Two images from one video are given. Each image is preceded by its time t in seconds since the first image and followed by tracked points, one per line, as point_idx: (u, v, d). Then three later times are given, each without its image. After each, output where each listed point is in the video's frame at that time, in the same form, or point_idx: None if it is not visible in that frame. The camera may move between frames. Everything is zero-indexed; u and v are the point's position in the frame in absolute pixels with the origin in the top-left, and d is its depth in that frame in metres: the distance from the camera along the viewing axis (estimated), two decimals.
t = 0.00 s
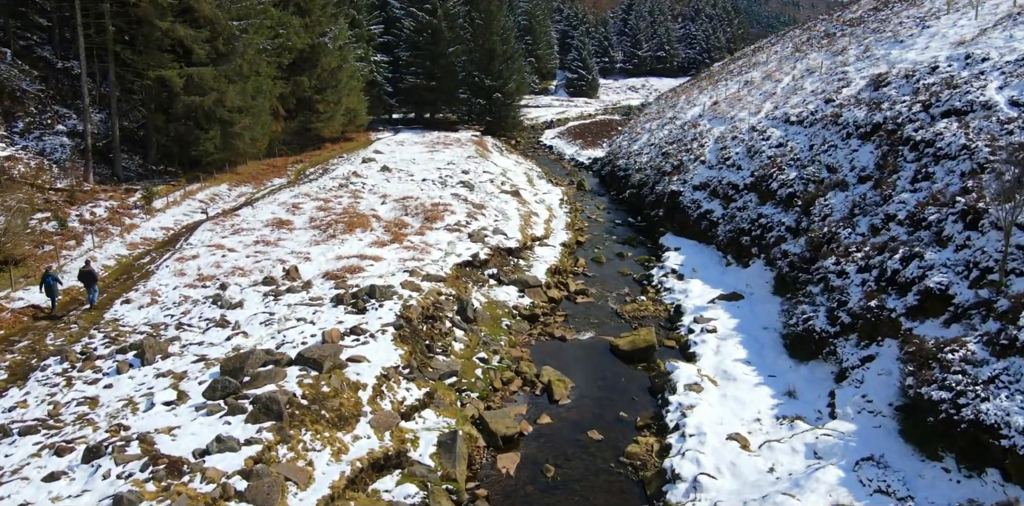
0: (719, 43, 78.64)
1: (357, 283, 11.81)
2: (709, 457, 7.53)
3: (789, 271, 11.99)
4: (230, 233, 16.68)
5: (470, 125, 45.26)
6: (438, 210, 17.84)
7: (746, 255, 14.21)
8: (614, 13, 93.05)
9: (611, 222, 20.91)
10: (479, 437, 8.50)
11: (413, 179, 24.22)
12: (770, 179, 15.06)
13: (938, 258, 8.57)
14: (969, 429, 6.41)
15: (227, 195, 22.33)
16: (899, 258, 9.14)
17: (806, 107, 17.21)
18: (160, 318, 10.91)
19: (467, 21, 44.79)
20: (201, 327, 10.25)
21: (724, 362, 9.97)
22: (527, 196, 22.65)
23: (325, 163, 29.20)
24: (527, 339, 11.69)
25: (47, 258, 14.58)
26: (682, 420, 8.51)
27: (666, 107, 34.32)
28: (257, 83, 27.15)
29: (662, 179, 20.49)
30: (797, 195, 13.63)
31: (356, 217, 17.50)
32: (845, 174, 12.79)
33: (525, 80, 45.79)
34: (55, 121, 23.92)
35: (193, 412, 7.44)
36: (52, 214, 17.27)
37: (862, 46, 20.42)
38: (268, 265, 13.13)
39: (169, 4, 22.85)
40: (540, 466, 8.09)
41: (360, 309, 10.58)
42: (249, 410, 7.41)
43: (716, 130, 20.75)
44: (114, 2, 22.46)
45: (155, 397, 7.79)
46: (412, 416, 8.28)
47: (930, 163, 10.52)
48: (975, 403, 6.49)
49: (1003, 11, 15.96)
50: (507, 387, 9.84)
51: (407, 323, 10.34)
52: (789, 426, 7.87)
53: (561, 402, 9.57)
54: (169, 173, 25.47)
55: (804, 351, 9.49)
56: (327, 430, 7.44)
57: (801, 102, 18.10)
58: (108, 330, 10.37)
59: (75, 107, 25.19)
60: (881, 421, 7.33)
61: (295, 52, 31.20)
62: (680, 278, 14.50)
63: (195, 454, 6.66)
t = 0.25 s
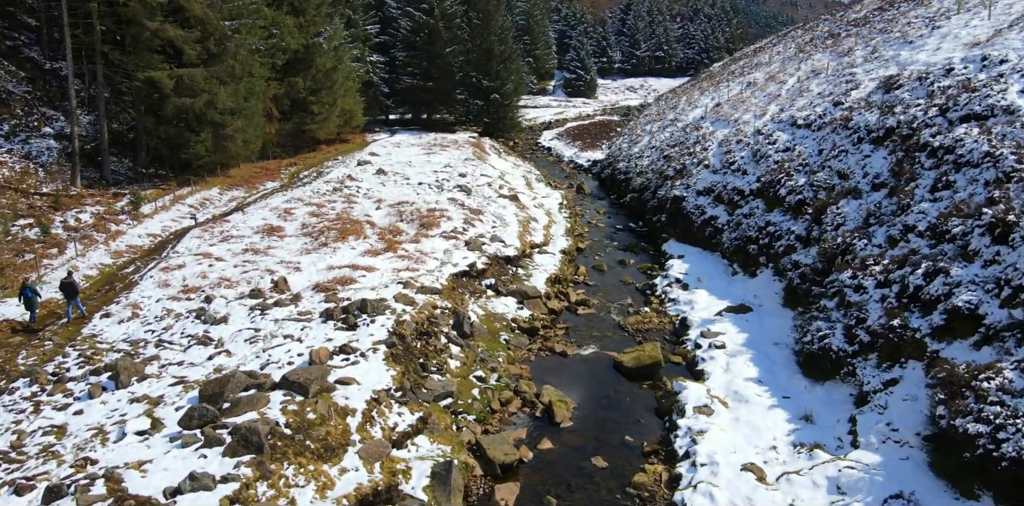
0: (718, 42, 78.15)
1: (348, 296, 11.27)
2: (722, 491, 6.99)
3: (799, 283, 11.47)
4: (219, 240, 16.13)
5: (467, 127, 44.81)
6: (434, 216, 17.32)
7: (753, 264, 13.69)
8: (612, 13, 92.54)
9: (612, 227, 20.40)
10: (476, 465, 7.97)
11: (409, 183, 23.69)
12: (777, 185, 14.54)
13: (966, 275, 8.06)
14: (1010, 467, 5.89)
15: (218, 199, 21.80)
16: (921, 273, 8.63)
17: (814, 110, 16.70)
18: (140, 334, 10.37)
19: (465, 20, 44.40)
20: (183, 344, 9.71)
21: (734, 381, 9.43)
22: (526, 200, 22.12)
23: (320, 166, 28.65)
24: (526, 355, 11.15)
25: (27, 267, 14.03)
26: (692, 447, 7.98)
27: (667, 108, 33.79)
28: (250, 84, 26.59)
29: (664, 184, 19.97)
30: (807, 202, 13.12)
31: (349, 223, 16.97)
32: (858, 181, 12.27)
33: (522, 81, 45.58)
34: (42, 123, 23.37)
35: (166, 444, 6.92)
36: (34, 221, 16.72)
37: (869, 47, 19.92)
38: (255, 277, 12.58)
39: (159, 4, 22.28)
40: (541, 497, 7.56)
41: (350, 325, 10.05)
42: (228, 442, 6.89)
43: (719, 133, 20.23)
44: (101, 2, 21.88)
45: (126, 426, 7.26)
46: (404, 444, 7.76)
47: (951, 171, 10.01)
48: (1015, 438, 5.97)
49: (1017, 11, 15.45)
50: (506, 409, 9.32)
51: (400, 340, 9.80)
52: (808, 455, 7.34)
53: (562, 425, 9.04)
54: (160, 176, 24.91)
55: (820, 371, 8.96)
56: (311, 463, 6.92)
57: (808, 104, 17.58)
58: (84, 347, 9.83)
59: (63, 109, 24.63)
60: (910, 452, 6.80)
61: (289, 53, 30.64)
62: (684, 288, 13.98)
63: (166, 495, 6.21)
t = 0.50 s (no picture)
0: (717, 43, 77.71)
1: (339, 311, 10.74)
2: None
3: (812, 296, 10.96)
4: (207, 247, 15.59)
5: (465, 128, 44.35)
6: (431, 223, 16.79)
7: (762, 274, 13.18)
8: (611, 13, 92.05)
9: (613, 233, 19.91)
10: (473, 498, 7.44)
11: (405, 187, 23.16)
12: (786, 192, 14.03)
13: (997, 293, 7.55)
14: None
15: (209, 203, 21.26)
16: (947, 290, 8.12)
17: (822, 113, 16.20)
18: (118, 352, 9.83)
19: (462, 20, 43.89)
20: (162, 364, 9.18)
21: (746, 403, 8.90)
22: (524, 205, 21.60)
23: (315, 169, 28.12)
24: (525, 372, 10.62)
25: (6, 277, 13.48)
26: (704, 478, 7.45)
27: (668, 109, 33.29)
28: (243, 85, 26.06)
29: (666, 188, 19.45)
30: (818, 210, 12.60)
31: (342, 230, 16.44)
32: (872, 188, 11.76)
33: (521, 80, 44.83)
34: (29, 126, 22.81)
35: (136, 481, 6.38)
36: (17, 228, 16.16)
37: (876, 48, 19.43)
38: (243, 288, 12.04)
39: (148, 3, 21.74)
40: None
41: (340, 343, 9.51)
42: (202, 479, 6.36)
43: (723, 136, 19.73)
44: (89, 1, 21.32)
45: (94, 460, 6.72)
46: (395, 476, 7.24)
47: (973, 180, 9.51)
48: None
49: None
50: (504, 433, 8.79)
51: (393, 359, 9.27)
52: (830, 489, 6.82)
53: (564, 450, 8.50)
54: (150, 180, 24.35)
55: (838, 394, 8.44)
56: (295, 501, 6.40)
57: (815, 106, 17.08)
58: (58, 367, 9.29)
59: (51, 111, 24.07)
60: (943, 490, 6.28)
61: (283, 53, 30.10)
62: (690, 299, 13.46)
63: None
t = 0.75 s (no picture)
0: (716, 43, 77.31)
1: (329, 326, 10.21)
2: None
3: (825, 310, 10.45)
4: (195, 255, 15.05)
5: (462, 129, 43.90)
6: (426, 230, 16.25)
7: (771, 285, 12.67)
8: (609, 13, 91.58)
9: (614, 239, 19.41)
10: None
11: (400, 191, 22.63)
12: (795, 199, 13.52)
13: None
14: None
15: (198, 208, 20.70)
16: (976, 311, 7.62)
17: (830, 116, 15.71)
18: (94, 371, 9.29)
19: (460, 20, 43.45)
20: (140, 386, 8.64)
21: (760, 428, 8.39)
22: (523, 210, 21.06)
23: (309, 172, 27.59)
24: (525, 391, 10.10)
25: None
26: None
27: (668, 111, 32.81)
28: (235, 87, 25.50)
29: (669, 193, 18.94)
30: (830, 219, 12.09)
31: (335, 238, 15.90)
32: (887, 197, 11.25)
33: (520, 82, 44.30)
34: (15, 128, 22.25)
35: None
36: None
37: (884, 50, 18.93)
38: (228, 302, 11.49)
39: (137, 3, 21.18)
40: None
41: (329, 364, 8.98)
42: None
43: (727, 140, 19.22)
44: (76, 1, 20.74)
45: (56, 499, 6.18)
46: None
47: (999, 190, 9.00)
48: None
49: None
50: (503, 460, 8.27)
51: (385, 381, 8.74)
52: None
53: (567, 479, 7.98)
54: (140, 183, 23.80)
55: (860, 420, 7.94)
56: None
57: (823, 109, 16.59)
58: (29, 389, 8.75)
59: (38, 113, 23.50)
60: None
61: (277, 54, 29.56)
62: (696, 311, 12.94)
63: None
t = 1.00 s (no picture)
0: (715, 43, 76.90)
1: (317, 344, 9.68)
2: None
3: (840, 327, 9.93)
4: (181, 265, 14.50)
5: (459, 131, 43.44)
6: (422, 238, 15.73)
7: (781, 297, 12.15)
8: (607, 13, 91.09)
9: (615, 246, 18.92)
10: None
11: (396, 196, 22.10)
12: (805, 207, 13.01)
13: None
14: None
15: (187, 213, 20.15)
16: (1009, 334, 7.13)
17: (839, 120, 15.23)
18: (67, 394, 8.75)
19: (457, 20, 42.95)
20: (114, 412, 8.11)
21: (776, 456, 7.87)
22: (521, 215, 20.54)
23: (303, 175, 27.06)
24: (524, 412, 9.57)
25: None
26: None
27: (669, 112, 32.32)
28: (227, 88, 24.94)
29: (672, 199, 18.42)
30: (843, 229, 11.58)
31: (327, 247, 15.37)
32: (904, 206, 10.74)
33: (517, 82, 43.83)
34: None
35: None
36: None
37: (892, 51, 18.43)
38: (213, 317, 10.95)
39: (125, 3, 20.61)
40: None
41: (317, 386, 8.46)
42: None
43: (731, 144, 18.70)
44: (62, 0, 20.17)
45: None
46: None
47: None
48: None
49: None
50: (502, 490, 7.75)
51: (376, 405, 8.22)
52: None
53: None
54: (129, 188, 23.25)
55: (884, 450, 7.43)
56: None
57: (831, 113, 16.10)
58: None
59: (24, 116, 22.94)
60: None
61: (271, 55, 29.00)
62: (702, 325, 12.42)
63: None
